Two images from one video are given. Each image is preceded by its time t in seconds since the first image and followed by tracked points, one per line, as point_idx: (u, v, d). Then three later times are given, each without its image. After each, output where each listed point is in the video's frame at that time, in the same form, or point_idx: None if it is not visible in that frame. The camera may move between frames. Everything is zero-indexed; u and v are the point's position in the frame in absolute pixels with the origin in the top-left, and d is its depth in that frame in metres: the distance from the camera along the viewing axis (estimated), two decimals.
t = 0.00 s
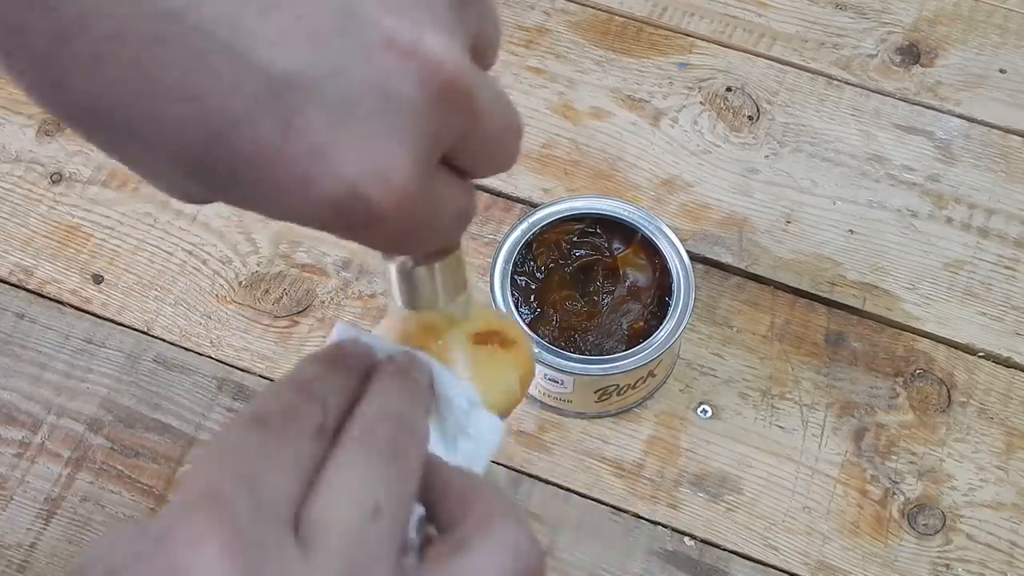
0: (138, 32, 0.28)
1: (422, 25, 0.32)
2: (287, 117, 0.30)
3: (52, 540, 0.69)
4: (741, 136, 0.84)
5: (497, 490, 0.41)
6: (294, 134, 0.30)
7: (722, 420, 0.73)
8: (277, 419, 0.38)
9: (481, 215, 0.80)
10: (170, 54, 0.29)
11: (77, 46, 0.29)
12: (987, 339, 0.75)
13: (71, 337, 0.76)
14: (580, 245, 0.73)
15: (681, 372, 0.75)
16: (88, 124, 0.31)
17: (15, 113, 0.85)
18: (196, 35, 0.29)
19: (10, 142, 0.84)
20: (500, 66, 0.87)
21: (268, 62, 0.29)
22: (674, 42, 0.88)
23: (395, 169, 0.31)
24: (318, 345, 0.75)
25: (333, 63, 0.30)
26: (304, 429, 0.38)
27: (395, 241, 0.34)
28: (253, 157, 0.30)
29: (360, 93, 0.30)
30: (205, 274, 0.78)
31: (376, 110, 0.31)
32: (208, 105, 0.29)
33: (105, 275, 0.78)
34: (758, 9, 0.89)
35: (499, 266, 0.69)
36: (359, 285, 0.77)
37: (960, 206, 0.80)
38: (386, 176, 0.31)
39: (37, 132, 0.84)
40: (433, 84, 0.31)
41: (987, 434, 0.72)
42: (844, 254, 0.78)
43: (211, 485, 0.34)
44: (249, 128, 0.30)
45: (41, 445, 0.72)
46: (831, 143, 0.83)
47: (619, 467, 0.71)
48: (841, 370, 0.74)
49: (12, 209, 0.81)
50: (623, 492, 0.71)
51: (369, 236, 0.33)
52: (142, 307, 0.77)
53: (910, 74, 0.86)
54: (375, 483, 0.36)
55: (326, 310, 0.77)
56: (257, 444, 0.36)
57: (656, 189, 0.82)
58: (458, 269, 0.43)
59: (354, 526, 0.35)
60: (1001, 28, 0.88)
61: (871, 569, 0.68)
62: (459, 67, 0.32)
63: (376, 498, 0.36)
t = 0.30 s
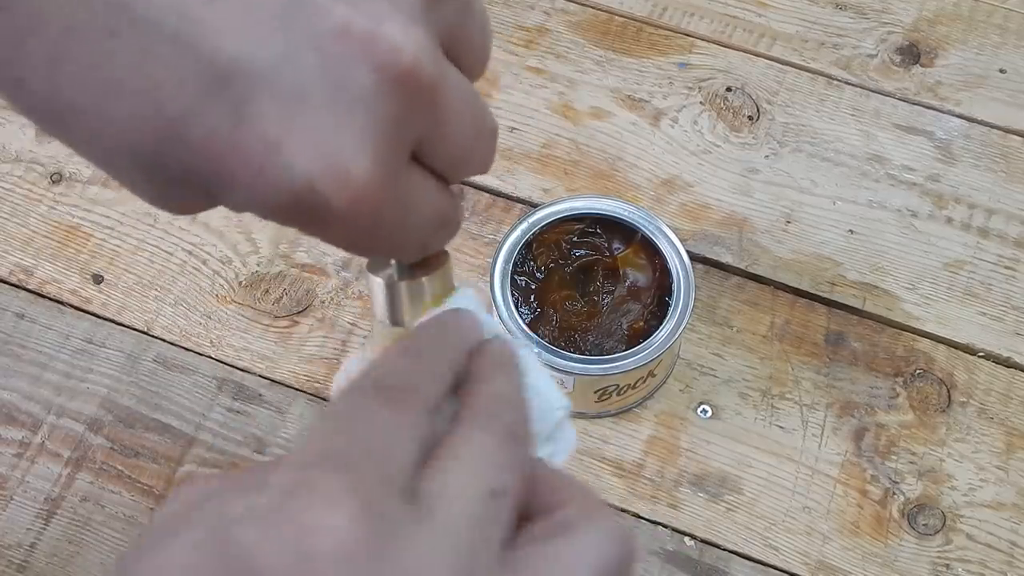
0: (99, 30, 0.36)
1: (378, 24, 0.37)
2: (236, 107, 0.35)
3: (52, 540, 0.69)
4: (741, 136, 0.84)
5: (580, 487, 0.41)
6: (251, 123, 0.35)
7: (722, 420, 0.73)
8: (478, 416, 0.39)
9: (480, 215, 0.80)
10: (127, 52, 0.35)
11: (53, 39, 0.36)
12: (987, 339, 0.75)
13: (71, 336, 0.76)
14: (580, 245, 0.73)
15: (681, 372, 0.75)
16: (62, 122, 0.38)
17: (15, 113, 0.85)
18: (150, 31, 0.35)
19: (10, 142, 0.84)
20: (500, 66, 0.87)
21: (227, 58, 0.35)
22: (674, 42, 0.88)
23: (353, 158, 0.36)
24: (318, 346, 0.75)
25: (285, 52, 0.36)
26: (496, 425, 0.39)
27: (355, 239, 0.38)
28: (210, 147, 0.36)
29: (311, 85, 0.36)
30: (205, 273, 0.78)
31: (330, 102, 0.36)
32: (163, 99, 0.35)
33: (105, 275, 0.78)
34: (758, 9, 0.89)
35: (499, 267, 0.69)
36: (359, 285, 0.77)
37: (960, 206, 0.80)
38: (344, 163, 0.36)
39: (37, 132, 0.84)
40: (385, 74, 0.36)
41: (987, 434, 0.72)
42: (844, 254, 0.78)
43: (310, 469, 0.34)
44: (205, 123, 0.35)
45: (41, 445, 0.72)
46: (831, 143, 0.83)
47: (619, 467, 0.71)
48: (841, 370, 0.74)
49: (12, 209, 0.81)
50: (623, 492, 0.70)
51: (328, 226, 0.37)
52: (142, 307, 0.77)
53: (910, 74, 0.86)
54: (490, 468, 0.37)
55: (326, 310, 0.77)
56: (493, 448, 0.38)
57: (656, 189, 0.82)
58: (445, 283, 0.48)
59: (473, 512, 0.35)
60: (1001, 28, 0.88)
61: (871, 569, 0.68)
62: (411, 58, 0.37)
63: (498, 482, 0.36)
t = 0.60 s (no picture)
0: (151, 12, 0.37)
1: None
2: (289, 59, 0.37)
3: (52, 540, 0.69)
4: (741, 136, 0.84)
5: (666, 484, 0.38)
6: (311, 71, 0.37)
7: (722, 420, 0.73)
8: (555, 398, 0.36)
9: (480, 215, 0.80)
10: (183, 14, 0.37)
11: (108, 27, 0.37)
12: (987, 339, 0.75)
13: (71, 336, 0.76)
14: (580, 245, 0.73)
15: (681, 372, 0.75)
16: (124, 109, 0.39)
17: (15, 113, 0.85)
18: None
19: (10, 143, 0.84)
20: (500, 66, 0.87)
21: (276, 11, 0.37)
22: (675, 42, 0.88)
23: (404, 105, 0.38)
24: (318, 346, 0.75)
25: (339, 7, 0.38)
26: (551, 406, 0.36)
27: (400, 185, 0.40)
28: (262, 102, 0.37)
29: (365, 34, 0.38)
30: (204, 273, 0.78)
31: (381, 52, 0.38)
32: (215, 53, 0.37)
33: (105, 275, 0.78)
34: (758, 9, 0.89)
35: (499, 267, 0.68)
36: (359, 285, 0.77)
37: (960, 206, 0.80)
38: (396, 110, 0.38)
39: (37, 132, 0.84)
40: (433, 20, 0.39)
41: (987, 434, 0.72)
42: (844, 253, 0.78)
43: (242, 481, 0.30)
44: (262, 79, 0.37)
45: (41, 445, 0.72)
46: (831, 143, 0.84)
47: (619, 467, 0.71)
48: (841, 370, 0.74)
49: (12, 209, 0.81)
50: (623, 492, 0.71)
51: (372, 176, 0.39)
52: (141, 307, 0.77)
53: (910, 74, 0.86)
54: (415, 461, 0.31)
55: (326, 310, 0.77)
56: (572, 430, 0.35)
57: (656, 189, 0.82)
58: (468, 217, 0.49)
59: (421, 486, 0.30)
60: (1001, 28, 0.88)
61: (871, 569, 0.68)
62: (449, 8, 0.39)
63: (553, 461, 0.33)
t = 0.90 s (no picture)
0: (182, 45, 0.31)
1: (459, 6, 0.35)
2: (341, 91, 0.32)
3: (52, 540, 0.69)
4: (741, 136, 0.84)
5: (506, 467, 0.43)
6: (355, 105, 0.33)
7: (722, 420, 0.73)
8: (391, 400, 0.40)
9: (480, 215, 0.80)
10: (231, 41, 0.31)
11: (137, 46, 0.31)
12: (987, 339, 0.75)
13: (71, 336, 0.76)
14: (580, 245, 0.73)
15: (681, 372, 0.75)
16: (140, 133, 0.33)
17: (15, 113, 0.85)
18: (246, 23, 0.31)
19: (10, 143, 0.84)
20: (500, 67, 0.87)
21: (327, 38, 0.32)
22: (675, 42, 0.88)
23: (442, 141, 0.34)
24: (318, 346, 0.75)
25: (386, 34, 0.33)
26: (388, 403, 0.40)
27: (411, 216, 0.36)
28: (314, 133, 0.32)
29: (411, 66, 0.34)
30: (204, 273, 0.78)
31: (425, 81, 0.34)
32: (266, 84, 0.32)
33: (105, 274, 0.78)
34: (758, 9, 0.89)
35: (498, 266, 0.68)
36: (359, 285, 0.77)
37: (960, 206, 0.80)
38: (431, 142, 0.34)
39: (37, 132, 0.84)
40: (474, 53, 0.35)
41: (987, 433, 0.72)
42: (844, 254, 0.78)
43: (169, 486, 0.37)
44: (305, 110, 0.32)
45: (41, 445, 0.72)
46: (831, 143, 0.83)
47: (619, 467, 0.71)
48: (841, 370, 0.74)
49: (12, 209, 0.81)
50: (623, 492, 0.71)
51: (384, 205, 0.35)
52: (141, 307, 0.77)
53: (910, 74, 0.86)
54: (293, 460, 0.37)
55: (326, 310, 0.77)
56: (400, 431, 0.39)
57: (656, 189, 0.82)
58: (451, 257, 0.44)
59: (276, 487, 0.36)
60: (1001, 28, 0.88)
61: (871, 569, 0.68)
62: (494, 45, 0.36)
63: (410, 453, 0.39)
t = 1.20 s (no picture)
0: (172, 71, 0.31)
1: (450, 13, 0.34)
2: (333, 108, 0.32)
3: (52, 540, 0.69)
4: (741, 136, 0.84)
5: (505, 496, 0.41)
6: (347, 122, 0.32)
7: (722, 420, 0.73)
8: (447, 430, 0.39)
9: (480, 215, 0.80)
10: (217, 68, 0.31)
11: (132, 75, 0.31)
12: (987, 339, 0.75)
13: (71, 336, 0.76)
14: (580, 245, 0.73)
15: (681, 372, 0.75)
16: (132, 152, 0.33)
17: (15, 113, 0.85)
18: (231, 38, 0.31)
19: (10, 143, 0.84)
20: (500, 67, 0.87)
21: (316, 56, 0.31)
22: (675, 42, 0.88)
23: (437, 154, 0.33)
24: (318, 346, 0.75)
25: (373, 46, 0.32)
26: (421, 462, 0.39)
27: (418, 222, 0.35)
28: (312, 152, 0.32)
29: (401, 76, 0.33)
30: (205, 274, 0.78)
31: (416, 90, 0.33)
32: (261, 103, 0.31)
33: (105, 274, 0.78)
34: (758, 9, 0.89)
35: (499, 267, 0.69)
36: (359, 285, 0.77)
37: (960, 206, 0.80)
38: (428, 157, 0.33)
39: (37, 133, 0.84)
40: (467, 63, 0.34)
41: (987, 433, 0.72)
42: (844, 254, 0.78)
43: None
44: (303, 127, 0.32)
45: (41, 445, 0.72)
46: (831, 143, 0.83)
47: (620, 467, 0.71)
48: (841, 370, 0.74)
49: (12, 209, 0.81)
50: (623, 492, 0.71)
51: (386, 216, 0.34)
52: (142, 307, 0.77)
53: (910, 74, 0.86)
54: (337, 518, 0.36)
55: (326, 310, 0.77)
56: (468, 456, 0.39)
57: (656, 189, 0.82)
58: (478, 241, 0.43)
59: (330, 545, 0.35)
60: (1001, 28, 0.88)
61: (871, 569, 0.68)
62: (487, 52, 0.35)
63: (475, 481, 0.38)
